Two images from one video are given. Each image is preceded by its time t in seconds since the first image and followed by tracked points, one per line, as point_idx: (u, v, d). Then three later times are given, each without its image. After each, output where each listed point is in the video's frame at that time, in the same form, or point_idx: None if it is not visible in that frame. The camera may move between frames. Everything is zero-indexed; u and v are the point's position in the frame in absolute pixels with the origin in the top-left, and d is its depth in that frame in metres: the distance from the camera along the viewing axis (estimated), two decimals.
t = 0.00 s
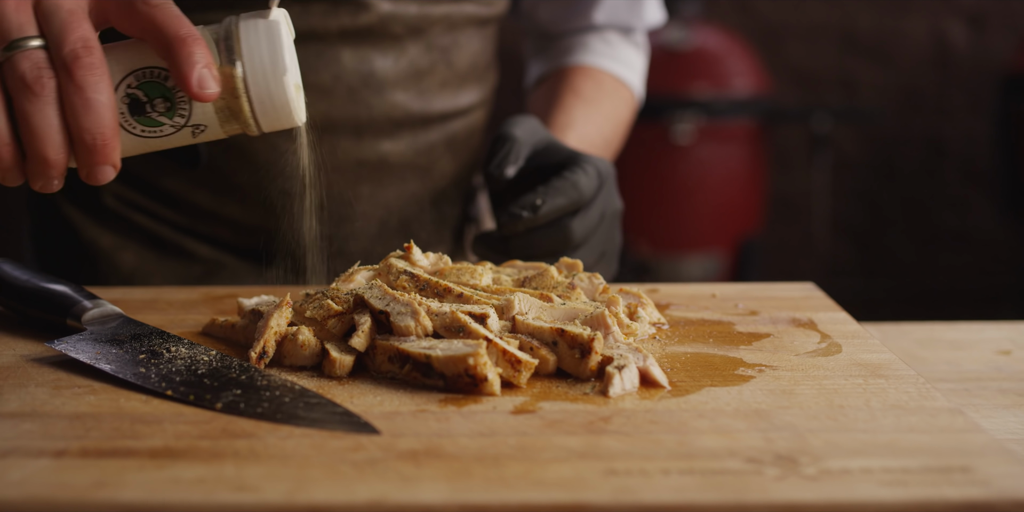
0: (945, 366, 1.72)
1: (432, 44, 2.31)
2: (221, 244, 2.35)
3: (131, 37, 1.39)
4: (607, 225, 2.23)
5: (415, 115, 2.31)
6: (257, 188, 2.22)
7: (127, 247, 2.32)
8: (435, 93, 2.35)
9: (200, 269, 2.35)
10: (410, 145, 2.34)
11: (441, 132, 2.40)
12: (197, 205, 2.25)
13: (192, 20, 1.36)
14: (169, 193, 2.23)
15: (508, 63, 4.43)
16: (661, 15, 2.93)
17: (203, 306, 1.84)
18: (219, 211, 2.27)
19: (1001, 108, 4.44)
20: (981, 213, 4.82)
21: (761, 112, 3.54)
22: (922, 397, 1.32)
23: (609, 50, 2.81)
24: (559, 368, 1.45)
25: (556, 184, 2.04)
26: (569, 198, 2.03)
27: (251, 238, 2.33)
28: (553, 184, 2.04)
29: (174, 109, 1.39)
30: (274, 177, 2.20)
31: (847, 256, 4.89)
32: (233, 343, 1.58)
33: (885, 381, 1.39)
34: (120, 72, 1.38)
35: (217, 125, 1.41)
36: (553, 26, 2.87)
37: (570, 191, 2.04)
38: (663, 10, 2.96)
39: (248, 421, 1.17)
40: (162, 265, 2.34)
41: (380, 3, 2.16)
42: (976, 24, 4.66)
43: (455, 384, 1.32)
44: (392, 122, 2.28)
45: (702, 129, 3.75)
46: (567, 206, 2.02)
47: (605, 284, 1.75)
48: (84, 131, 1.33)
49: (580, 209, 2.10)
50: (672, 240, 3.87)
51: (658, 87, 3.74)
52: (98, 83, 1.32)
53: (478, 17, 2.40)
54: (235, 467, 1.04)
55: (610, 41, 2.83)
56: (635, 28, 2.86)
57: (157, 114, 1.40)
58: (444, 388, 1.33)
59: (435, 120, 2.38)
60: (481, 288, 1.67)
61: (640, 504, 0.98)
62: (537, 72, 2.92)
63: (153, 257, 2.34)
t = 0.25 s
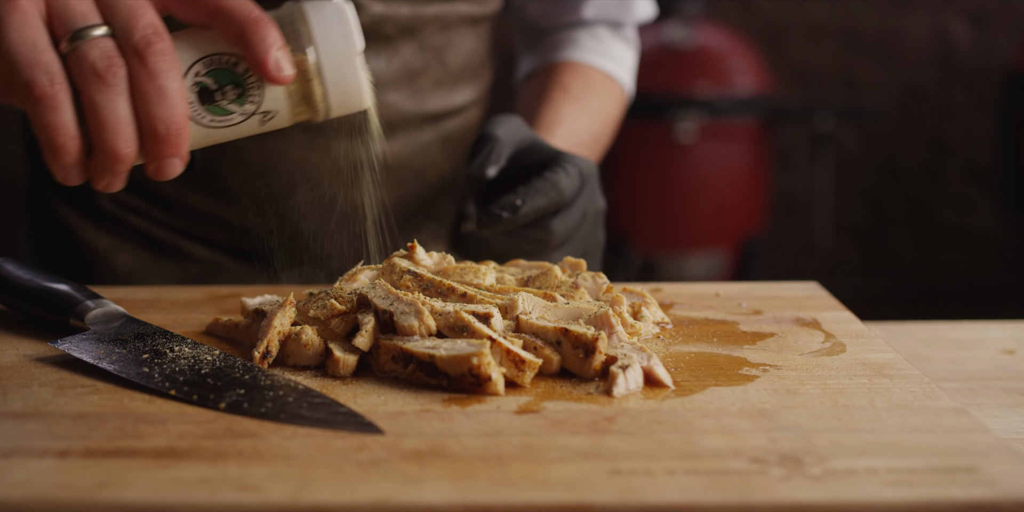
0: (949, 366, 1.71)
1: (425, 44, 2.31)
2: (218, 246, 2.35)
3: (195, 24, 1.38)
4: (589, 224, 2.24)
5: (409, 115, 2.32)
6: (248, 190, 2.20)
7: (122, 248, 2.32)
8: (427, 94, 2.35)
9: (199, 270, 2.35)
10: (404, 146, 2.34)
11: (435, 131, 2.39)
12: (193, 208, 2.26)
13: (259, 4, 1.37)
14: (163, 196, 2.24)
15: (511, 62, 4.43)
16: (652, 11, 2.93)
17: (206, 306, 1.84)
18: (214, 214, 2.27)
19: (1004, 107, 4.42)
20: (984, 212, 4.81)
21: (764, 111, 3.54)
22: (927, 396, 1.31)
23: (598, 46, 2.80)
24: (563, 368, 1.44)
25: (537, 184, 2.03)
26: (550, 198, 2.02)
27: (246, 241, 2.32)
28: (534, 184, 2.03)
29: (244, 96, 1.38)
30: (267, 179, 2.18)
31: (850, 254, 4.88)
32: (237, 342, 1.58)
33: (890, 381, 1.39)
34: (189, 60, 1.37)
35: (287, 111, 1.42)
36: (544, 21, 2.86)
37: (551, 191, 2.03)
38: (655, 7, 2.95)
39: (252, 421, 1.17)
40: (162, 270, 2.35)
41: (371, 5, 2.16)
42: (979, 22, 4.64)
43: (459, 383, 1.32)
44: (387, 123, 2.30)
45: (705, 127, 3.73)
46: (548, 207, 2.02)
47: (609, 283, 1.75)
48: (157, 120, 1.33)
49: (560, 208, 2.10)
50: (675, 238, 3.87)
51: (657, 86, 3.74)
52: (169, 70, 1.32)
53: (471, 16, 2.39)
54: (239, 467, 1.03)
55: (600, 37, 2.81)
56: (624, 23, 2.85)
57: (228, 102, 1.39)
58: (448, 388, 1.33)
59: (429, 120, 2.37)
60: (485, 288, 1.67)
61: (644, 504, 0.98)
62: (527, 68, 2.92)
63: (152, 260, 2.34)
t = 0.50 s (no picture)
0: (950, 364, 1.71)
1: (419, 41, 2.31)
2: (211, 247, 2.33)
3: None
4: (589, 219, 2.27)
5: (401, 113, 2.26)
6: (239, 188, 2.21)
7: (115, 250, 2.31)
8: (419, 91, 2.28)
9: (190, 271, 2.33)
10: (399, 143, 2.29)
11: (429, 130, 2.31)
12: (184, 208, 2.26)
13: None
14: (155, 196, 2.25)
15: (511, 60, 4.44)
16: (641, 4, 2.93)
17: (207, 304, 1.84)
18: (206, 214, 2.26)
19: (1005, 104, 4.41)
20: (984, 209, 4.79)
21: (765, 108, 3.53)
22: (929, 394, 1.31)
23: (586, 40, 2.80)
24: (565, 366, 1.44)
25: (537, 180, 2.08)
26: (550, 194, 2.06)
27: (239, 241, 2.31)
28: (534, 180, 2.07)
29: (357, 59, 1.37)
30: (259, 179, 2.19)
31: (852, 253, 4.88)
32: (238, 341, 1.58)
33: (892, 378, 1.38)
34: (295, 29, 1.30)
35: (404, 68, 1.40)
36: (529, 15, 2.85)
37: (552, 187, 2.07)
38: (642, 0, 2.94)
39: (253, 420, 1.17)
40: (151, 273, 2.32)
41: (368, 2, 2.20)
42: (980, 19, 4.63)
43: (460, 382, 1.32)
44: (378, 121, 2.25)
45: (706, 125, 3.73)
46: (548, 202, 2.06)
47: (610, 281, 1.75)
48: (270, 94, 1.26)
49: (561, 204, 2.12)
50: (676, 237, 3.88)
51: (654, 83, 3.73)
52: (277, 40, 1.25)
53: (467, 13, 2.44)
54: (240, 466, 1.03)
55: (588, 31, 2.81)
56: (612, 17, 2.84)
57: (339, 66, 1.37)
58: (449, 387, 1.33)
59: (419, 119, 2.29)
60: (486, 286, 1.66)
61: (646, 503, 0.98)
62: (514, 63, 2.91)
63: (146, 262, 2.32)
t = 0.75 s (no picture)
0: (951, 365, 1.71)
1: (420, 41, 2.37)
2: (207, 247, 2.34)
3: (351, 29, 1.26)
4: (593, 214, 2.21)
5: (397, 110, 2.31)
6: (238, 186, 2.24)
7: (110, 253, 2.31)
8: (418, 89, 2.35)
9: (186, 273, 2.32)
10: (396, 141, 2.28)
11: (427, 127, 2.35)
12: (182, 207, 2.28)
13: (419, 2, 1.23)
14: (152, 196, 2.26)
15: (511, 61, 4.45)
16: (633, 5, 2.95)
17: (206, 305, 1.83)
18: (205, 213, 2.28)
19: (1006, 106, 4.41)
20: (985, 210, 4.79)
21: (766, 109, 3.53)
22: (930, 396, 1.31)
23: (583, 38, 2.80)
24: (565, 368, 1.44)
25: (536, 175, 2.02)
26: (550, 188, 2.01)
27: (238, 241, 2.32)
28: (535, 174, 2.02)
29: (411, 101, 1.27)
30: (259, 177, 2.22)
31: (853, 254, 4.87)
32: (237, 342, 1.57)
33: (893, 380, 1.38)
34: (353, 65, 1.24)
35: (452, 111, 1.30)
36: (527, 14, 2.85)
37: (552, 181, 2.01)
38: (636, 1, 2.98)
39: (253, 421, 1.16)
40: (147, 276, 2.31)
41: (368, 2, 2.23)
42: (981, 21, 4.62)
43: (460, 383, 1.32)
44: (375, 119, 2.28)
45: (706, 126, 3.72)
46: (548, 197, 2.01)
47: (610, 282, 1.74)
48: (329, 133, 1.20)
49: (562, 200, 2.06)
50: (676, 237, 3.88)
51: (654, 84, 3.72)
52: (340, 80, 1.19)
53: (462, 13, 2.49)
54: (240, 467, 1.03)
55: (584, 29, 2.82)
56: (608, 16, 2.85)
57: (394, 108, 1.27)
58: (448, 388, 1.33)
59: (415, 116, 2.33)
60: (486, 287, 1.66)
61: (646, 504, 0.97)
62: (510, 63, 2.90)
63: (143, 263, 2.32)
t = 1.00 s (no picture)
0: (952, 366, 1.70)
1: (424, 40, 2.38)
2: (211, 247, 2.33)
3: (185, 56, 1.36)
4: (591, 222, 2.23)
5: (405, 111, 2.36)
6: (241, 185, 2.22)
7: (113, 253, 2.32)
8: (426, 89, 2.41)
9: (190, 273, 2.34)
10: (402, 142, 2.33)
11: (432, 129, 2.41)
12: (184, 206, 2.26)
13: (248, 37, 1.32)
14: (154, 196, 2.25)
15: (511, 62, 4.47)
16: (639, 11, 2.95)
17: (208, 305, 1.83)
18: (208, 212, 2.26)
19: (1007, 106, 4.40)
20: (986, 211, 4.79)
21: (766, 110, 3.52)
22: (931, 397, 1.30)
23: (589, 45, 2.80)
24: (567, 368, 1.44)
25: (540, 181, 2.03)
26: (553, 195, 2.03)
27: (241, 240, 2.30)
28: (538, 181, 2.03)
29: (237, 130, 1.38)
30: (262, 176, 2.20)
31: (851, 254, 4.87)
32: (239, 342, 1.57)
33: (894, 381, 1.38)
34: (182, 93, 1.36)
35: (281, 140, 1.41)
36: (533, 21, 2.85)
37: (555, 189, 2.03)
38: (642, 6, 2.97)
39: (254, 421, 1.16)
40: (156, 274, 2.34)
41: None
42: (982, 21, 4.62)
43: (461, 384, 1.32)
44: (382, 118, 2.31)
45: (706, 126, 3.72)
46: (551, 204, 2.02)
47: (612, 282, 1.74)
48: (149, 162, 1.29)
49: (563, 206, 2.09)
50: (677, 238, 3.87)
51: (658, 85, 3.72)
52: (158, 112, 1.27)
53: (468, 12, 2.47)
54: (241, 467, 1.03)
55: (591, 36, 2.82)
56: (615, 23, 2.85)
57: (221, 136, 1.39)
58: (450, 389, 1.32)
59: (425, 116, 2.41)
60: (488, 288, 1.66)
61: (647, 505, 0.97)
62: (517, 68, 2.90)
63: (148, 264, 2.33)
